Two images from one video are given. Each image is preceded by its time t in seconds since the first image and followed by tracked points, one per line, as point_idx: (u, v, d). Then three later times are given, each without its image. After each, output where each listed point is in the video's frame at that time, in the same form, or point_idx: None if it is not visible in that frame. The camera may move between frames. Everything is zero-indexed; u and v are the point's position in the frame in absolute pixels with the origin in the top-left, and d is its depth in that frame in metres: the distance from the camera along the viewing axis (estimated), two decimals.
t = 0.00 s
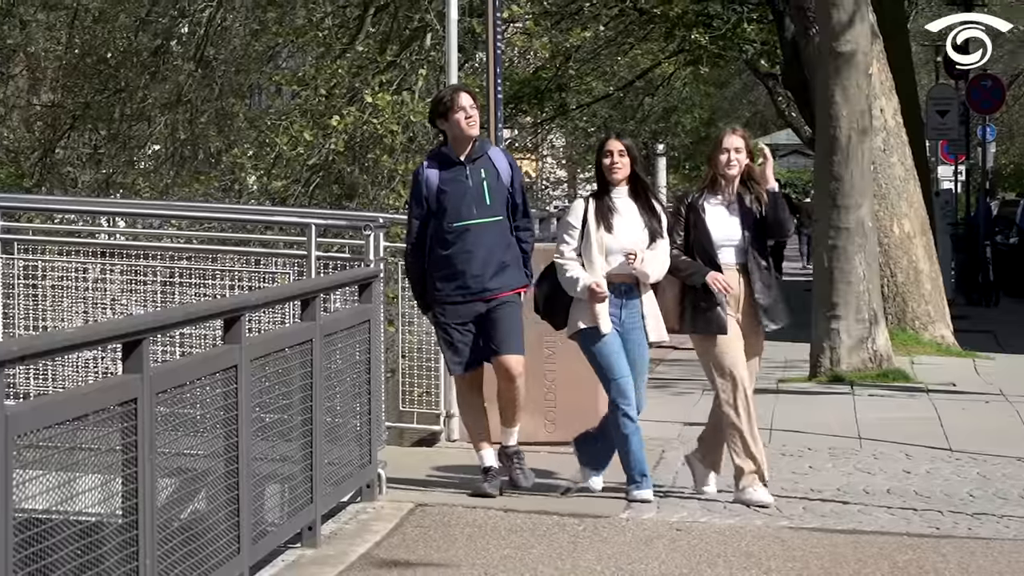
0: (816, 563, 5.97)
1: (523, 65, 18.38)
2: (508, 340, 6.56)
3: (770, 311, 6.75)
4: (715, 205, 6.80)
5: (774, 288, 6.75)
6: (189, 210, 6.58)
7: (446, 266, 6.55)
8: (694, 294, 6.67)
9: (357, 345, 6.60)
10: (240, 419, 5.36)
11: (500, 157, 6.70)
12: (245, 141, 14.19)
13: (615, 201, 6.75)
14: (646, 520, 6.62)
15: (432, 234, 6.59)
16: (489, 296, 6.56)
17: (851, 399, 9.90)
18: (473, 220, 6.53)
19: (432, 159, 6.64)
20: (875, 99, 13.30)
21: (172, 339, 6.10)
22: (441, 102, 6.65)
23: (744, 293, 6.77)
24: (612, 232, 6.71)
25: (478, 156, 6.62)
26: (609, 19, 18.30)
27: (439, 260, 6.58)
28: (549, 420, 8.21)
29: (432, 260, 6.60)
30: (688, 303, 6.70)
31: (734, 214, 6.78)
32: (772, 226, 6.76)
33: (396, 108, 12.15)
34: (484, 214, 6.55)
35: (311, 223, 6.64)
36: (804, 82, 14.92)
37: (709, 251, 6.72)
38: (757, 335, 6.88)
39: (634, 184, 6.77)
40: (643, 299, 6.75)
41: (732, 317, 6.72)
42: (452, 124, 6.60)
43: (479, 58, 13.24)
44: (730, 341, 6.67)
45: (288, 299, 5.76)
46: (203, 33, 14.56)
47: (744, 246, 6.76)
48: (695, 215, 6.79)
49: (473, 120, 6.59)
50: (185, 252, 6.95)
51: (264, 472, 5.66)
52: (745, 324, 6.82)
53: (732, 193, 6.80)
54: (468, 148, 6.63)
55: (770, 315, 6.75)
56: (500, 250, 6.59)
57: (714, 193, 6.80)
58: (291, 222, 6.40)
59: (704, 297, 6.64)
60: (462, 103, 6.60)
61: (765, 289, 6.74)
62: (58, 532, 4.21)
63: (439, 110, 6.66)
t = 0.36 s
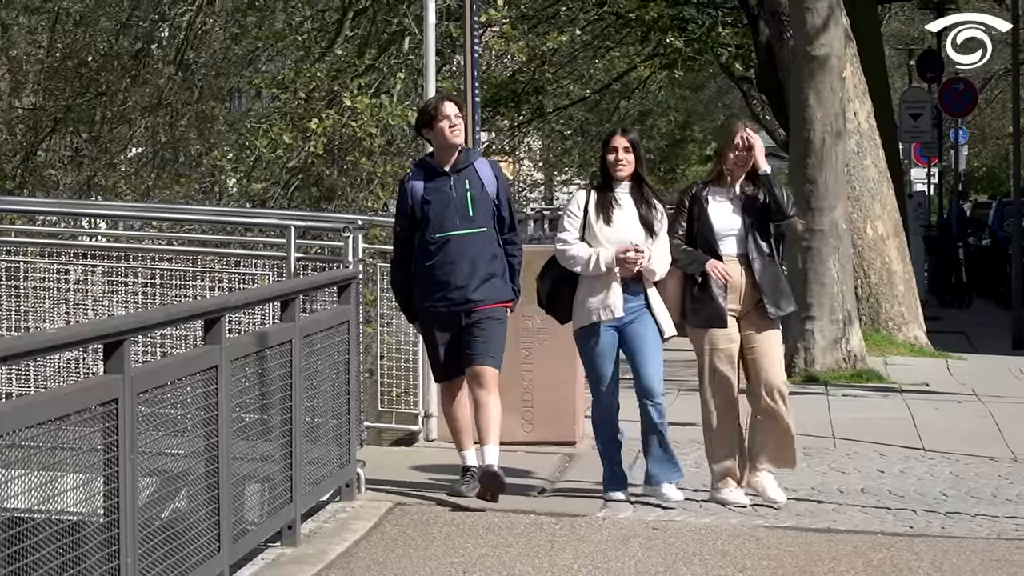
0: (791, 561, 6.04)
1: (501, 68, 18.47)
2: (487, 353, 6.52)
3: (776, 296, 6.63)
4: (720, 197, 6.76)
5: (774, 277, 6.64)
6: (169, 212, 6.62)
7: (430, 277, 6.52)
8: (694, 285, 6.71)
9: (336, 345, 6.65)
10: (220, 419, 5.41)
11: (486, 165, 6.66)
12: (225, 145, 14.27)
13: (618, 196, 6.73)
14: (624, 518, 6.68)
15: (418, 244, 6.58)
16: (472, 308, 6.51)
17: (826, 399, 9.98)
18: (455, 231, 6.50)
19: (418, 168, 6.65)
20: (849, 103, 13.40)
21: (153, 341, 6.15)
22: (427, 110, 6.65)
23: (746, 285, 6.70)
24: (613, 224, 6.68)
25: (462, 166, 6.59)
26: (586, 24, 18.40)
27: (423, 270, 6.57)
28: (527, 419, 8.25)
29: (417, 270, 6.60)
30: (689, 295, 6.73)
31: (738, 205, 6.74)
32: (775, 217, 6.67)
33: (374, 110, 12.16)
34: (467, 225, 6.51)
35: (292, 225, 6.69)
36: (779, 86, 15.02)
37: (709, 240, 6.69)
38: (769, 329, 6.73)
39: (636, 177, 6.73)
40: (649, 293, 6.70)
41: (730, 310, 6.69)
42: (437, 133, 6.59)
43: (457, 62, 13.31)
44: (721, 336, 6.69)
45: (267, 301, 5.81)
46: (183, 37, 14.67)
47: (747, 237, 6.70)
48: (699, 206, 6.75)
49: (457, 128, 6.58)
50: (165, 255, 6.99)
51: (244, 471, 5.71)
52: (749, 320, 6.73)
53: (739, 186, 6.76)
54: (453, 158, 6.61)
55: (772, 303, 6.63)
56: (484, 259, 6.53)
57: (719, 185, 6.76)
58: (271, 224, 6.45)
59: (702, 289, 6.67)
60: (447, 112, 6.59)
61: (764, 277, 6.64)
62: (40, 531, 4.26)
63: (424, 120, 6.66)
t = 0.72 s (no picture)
0: (776, 560, 6.11)
1: (488, 72, 18.56)
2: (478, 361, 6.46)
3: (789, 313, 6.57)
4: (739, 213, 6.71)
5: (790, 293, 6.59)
6: (161, 214, 6.69)
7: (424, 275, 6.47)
8: (712, 302, 6.66)
9: (327, 346, 6.71)
10: (211, 419, 5.47)
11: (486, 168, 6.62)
12: (215, 147, 14.35)
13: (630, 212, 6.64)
14: (611, 518, 6.75)
15: (413, 242, 6.53)
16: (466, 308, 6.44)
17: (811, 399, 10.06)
18: (449, 228, 6.46)
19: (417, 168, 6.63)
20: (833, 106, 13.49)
21: (145, 341, 6.21)
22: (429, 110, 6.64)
23: (762, 302, 6.64)
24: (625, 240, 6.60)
25: (462, 165, 6.56)
26: (573, 28, 18.49)
27: (417, 267, 6.52)
28: (514, 419, 8.33)
29: (411, 267, 6.54)
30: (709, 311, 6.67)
31: (755, 220, 6.69)
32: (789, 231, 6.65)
33: (364, 114, 12.27)
34: (462, 223, 6.47)
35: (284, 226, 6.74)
36: (764, 89, 15.10)
37: (728, 256, 6.64)
38: (783, 349, 6.65)
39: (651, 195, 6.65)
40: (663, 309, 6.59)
41: (742, 330, 6.65)
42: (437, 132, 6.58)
43: (445, 66, 13.41)
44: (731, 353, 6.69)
45: (259, 302, 5.87)
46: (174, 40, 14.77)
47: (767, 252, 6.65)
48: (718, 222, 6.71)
49: (459, 124, 6.55)
50: (158, 257, 7.05)
51: (235, 471, 5.77)
52: (765, 338, 6.66)
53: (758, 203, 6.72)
54: (453, 157, 6.58)
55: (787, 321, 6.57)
56: (479, 259, 6.47)
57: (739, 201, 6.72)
58: (262, 226, 6.51)
59: (721, 304, 6.63)
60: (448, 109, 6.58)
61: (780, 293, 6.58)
62: (34, 531, 4.31)
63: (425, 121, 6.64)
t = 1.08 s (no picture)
0: (771, 558, 6.19)
1: (487, 76, 18.66)
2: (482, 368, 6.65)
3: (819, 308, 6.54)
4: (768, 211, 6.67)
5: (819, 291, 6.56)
6: (165, 217, 6.76)
7: (428, 275, 6.52)
8: (744, 298, 6.60)
9: (328, 346, 6.78)
10: (214, 420, 5.54)
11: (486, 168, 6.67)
12: (218, 152, 14.42)
13: (642, 205, 6.72)
14: (609, 517, 6.82)
15: (416, 241, 6.57)
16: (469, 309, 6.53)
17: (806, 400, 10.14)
18: (452, 229, 6.50)
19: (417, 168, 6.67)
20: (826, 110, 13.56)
21: (150, 342, 6.29)
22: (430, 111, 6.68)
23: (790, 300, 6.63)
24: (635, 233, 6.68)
25: (463, 165, 6.60)
26: (570, 34, 18.58)
27: (421, 267, 6.55)
28: (512, 419, 8.39)
29: (415, 267, 6.57)
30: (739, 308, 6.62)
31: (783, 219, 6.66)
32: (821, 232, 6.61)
33: (364, 118, 12.36)
34: (464, 223, 6.51)
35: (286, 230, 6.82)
36: (759, 94, 15.18)
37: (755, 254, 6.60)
38: (809, 350, 6.65)
39: (663, 189, 6.69)
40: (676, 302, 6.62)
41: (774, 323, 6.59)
42: (439, 132, 6.63)
43: (446, 71, 13.50)
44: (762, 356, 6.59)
45: (262, 304, 5.94)
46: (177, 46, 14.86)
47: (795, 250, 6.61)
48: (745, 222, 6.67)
49: (460, 124, 6.59)
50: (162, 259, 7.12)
51: (237, 470, 5.84)
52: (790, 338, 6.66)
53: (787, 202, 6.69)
54: (454, 157, 6.63)
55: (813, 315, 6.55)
56: (479, 259, 6.54)
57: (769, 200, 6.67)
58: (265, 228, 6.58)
59: (754, 300, 6.57)
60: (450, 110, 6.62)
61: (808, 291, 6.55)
62: (39, 529, 4.39)
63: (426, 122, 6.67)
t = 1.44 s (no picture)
0: (767, 559, 6.23)
1: (485, 80, 18.70)
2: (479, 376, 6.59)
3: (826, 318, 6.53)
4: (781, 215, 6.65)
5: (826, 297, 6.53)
6: (165, 220, 6.80)
7: (423, 292, 6.50)
8: (751, 304, 6.52)
9: (326, 349, 6.82)
10: (213, 422, 5.58)
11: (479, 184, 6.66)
12: (218, 156, 14.44)
13: (646, 220, 6.60)
14: (606, 518, 6.87)
15: (410, 259, 6.55)
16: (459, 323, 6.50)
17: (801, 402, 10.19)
18: (451, 245, 6.50)
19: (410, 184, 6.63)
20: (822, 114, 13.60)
21: (149, 344, 6.32)
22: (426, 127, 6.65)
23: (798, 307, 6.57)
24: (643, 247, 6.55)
25: (459, 182, 6.60)
26: (566, 38, 18.63)
27: (415, 286, 6.52)
28: (510, 420, 8.44)
29: (408, 287, 6.55)
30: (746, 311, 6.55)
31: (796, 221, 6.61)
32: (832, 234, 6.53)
33: (362, 122, 12.40)
34: (462, 239, 6.52)
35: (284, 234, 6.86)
36: (754, 98, 15.22)
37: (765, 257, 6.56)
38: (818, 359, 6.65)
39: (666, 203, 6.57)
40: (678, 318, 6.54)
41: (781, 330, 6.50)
42: (435, 148, 6.60)
43: (444, 75, 13.53)
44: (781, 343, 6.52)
45: (261, 307, 5.98)
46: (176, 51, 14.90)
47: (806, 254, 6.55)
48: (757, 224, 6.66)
49: (458, 142, 6.59)
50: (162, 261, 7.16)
51: (236, 471, 5.87)
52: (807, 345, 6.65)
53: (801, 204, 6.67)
54: (450, 174, 6.62)
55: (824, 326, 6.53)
56: (475, 276, 6.55)
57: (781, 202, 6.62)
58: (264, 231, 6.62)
59: (758, 307, 6.49)
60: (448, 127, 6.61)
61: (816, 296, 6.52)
62: (39, 530, 4.42)
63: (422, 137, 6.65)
